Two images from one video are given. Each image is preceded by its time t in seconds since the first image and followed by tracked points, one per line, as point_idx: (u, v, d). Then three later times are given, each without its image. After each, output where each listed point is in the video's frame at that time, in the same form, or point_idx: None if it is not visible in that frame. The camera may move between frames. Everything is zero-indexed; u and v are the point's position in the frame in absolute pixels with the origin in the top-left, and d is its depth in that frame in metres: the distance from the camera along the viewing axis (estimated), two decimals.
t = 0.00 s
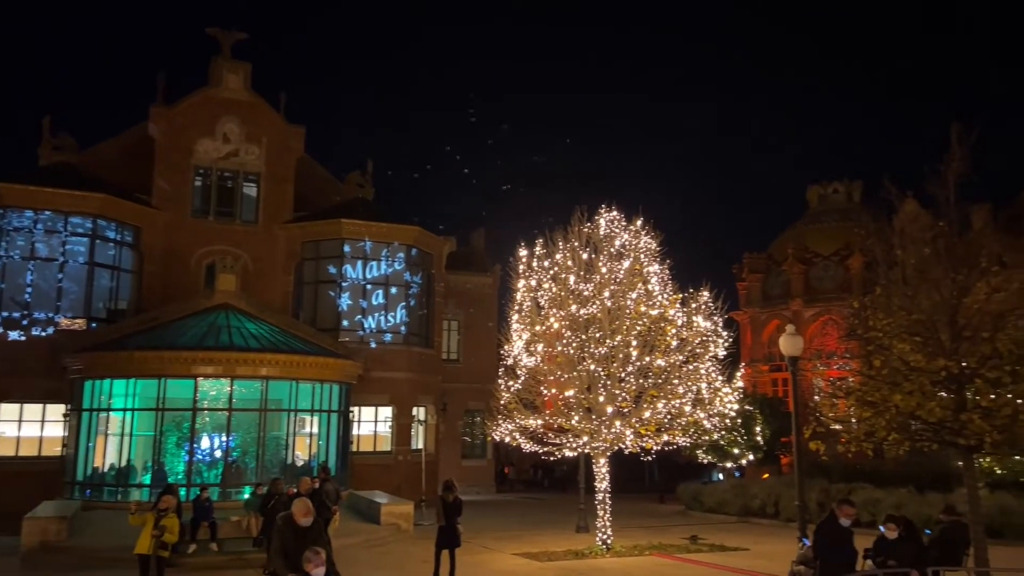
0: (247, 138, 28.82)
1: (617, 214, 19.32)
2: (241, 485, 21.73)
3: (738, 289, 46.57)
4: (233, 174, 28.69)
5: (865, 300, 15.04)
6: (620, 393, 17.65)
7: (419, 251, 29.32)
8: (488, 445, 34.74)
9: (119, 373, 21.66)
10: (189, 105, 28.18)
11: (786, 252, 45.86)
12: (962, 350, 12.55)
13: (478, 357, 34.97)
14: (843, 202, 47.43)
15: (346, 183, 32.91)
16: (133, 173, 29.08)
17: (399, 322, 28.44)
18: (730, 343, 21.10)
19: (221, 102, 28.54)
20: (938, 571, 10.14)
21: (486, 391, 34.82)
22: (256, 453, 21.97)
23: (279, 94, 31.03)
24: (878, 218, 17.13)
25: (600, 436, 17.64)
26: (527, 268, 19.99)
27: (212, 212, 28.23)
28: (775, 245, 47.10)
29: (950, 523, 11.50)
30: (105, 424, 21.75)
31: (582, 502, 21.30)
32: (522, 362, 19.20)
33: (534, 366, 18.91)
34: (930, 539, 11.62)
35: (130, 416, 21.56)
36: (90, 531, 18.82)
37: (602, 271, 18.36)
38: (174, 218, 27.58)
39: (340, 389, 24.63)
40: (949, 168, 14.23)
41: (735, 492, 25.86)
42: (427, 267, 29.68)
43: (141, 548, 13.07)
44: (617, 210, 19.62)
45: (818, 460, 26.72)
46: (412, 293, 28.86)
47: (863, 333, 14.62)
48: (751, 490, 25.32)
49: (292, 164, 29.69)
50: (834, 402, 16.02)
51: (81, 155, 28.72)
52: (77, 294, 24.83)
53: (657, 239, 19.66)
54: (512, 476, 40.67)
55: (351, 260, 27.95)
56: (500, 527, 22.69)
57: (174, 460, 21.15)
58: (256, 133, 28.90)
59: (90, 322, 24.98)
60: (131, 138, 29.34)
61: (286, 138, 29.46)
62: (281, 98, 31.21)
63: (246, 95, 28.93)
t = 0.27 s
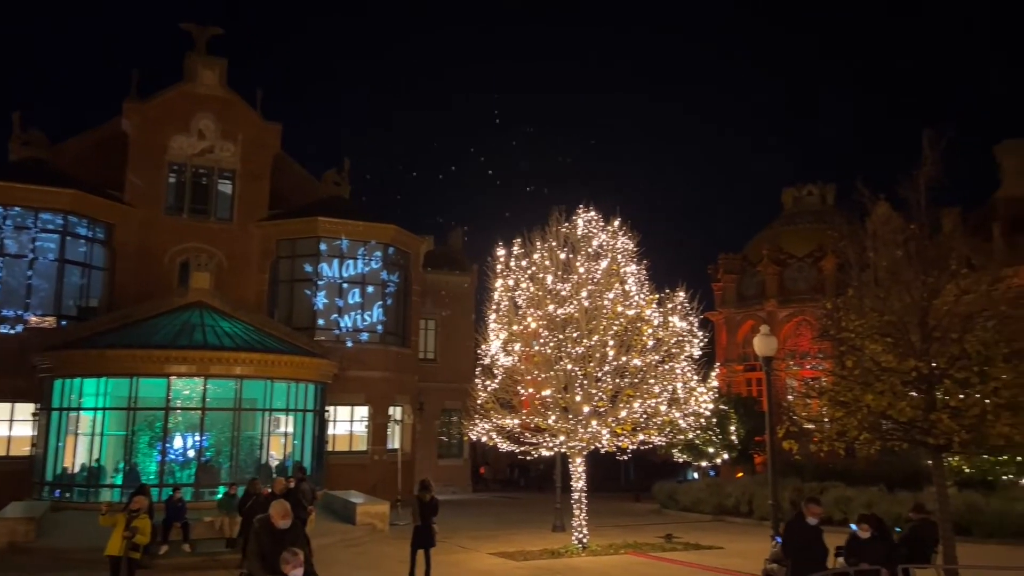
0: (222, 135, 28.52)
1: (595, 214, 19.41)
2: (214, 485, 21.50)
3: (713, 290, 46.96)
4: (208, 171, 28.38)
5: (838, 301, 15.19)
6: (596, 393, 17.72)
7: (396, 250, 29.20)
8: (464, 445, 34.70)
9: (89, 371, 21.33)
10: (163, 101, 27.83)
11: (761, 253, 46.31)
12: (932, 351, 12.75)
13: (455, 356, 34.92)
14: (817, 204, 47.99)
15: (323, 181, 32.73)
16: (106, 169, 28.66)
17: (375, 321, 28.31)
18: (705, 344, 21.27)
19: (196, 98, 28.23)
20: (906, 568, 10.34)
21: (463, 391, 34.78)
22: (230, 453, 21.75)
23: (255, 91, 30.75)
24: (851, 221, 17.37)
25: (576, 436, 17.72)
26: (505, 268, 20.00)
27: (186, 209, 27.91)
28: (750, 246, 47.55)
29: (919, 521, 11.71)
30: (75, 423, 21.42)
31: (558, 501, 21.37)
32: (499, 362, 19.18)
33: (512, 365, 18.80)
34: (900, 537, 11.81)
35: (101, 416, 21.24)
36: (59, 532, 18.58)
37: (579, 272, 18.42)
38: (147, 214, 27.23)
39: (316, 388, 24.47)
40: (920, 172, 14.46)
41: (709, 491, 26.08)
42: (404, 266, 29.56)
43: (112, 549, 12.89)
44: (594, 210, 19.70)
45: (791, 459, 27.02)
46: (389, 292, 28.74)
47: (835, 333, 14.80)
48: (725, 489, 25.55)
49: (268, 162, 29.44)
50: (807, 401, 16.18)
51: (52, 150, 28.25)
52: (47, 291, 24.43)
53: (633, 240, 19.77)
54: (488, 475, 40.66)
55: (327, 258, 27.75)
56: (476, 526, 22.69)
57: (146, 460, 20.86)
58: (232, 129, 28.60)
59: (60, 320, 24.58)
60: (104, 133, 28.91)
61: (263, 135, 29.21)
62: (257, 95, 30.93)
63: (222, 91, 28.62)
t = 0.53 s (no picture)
0: (194, 131, 28.16)
1: (571, 215, 19.47)
2: (185, 485, 21.25)
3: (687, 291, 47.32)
4: (180, 168, 27.99)
5: (809, 303, 15.34)
6: (571, 392, 17.77)
7: (371, 249, 29.02)
8: (439, 445, 34.59)
9: (56, 370, 20.94)
10: (134, 96, 27.42)
11: (734, 254, 46.74)
12: (900, 352, 12.95)
13: (430, 356, 34.81)
14: (789, 206, 48.52)
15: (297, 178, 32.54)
16: (74, 164, 28.16)
17: (349, 321, 28.14)
18: (679, 344, 21.42)
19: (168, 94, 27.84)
20: (873, 565, 10.53)
21: (437, 391, 34.68)
22: (201, 454, 21.48)
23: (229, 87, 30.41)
24: (823, 223, 17.59)
25: (551, 436, 17.78)
26: (480, 267, 19.97)
27: (157, 206, 27.51)
28: (723, 247, 47.97)
29: (887, 519, 11.94)
30: (42, 423, 21.06)
31: (532, 501, 21.37)
32: (474, 361, 19.12)
33: (486, 365, 18.76)
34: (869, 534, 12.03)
35: (68, 416, 20.88)
36: (24, 534, 18.22)
37: (555, 272, 18.45)
38: (117, 211, 26.79)
39: (289, 388, 24.25)
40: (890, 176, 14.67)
41: (682, 490, 26.26)
42: (379, 265, 29.39)
43: (80, 552, 12.69)
44: (570, 211, 19.75)
45: (762, 459, 27.31)
46: (363, 291, 28.55)
47: (806, 334, 14.98)
48: (697, 488, 25.76)
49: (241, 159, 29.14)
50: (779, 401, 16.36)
51: (18, 144, 27.68)
52: (13, 289, 23.93)
53: (609, 240, 19.85)
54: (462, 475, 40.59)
55: (301, 257, 27.50)
56: (450, 527, 22.64)
57: (115, 460, 20.59)
58: (204, 126, 28.25)
59: (26, 318, 24.10)
60: (72, 128, 28.40)
61: (236, 132, 28.88)
62: (230, 91, 30.59)
63: (194, 87, 28.26)
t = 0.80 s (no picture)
0: (164, 127, 27.74)
1: (546, 215, 19.51)
2: (153, 486, 20.98)
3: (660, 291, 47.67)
4: (149, 164, 27.55)
5: (780, 304, 15.45)
6: (545, 392, 17.79)
7: (344, 247, 28.82)
8: (412, 445, 34.43)
9: (20, 370, 20.53)
10: (103, 90, 26.96)
11: (706, 255, 47.19)
12: (868, 353, 13.10)
13: (403, 355, 34.68)
14: (761, 208, 49.06)
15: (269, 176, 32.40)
16: (40, 160, 27.62)
17: (322, 320, 27.93)
18: (652, 344, 21.56)
19: (137, 89, 27.41)
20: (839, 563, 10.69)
21: (411, 390, 34.58)
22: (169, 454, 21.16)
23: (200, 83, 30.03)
24: (793, 226, 17.82)
25: (524, 435, 17.77)
26: (455, 267, 19.94)
27: (125, 203, 27.07)
28: (696, 249, 48.40)
29: (854, 517, 12.11)
30: (6, 423, 20.82)
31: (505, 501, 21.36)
32: (447, 361, 19.05)
33: (461, 366, 18.61)
34: (837, 533, 12.18)
35: (33, 415, 20.62)
36: None
37: (530, 272, 18.46)
38: (84, 207, 26.32)
39: (260, 387, 23.98)
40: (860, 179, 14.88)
41: (654, 489, 26.45)
42: (351, 264, 29.19)
43: (52, 559, 12.30)
44: (545, 211, 19.80)
45: (733, 458, 27.60)
46: (336, 290, 28.35)
47: (776, 334, 15.13)
48: (669, 487, 25.95)
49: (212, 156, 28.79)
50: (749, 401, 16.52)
51: None
52: None
53: (583, 241, 19.92)
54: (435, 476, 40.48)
55: (273, 255, 27.22)
56: (422, 527, 22.56)
57: (81, 461, 20.27)
58: (175, 122, 27.85)
59: None
60: (39, 122, 27.86)
61: (207, 128, 28.56)
62: (202, 87, 30.21)
63: (165, 82, 27.87)
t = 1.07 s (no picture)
0: (129, 122, 27.25)
1: (516, 215, 19.53)
2: (114, 487, 20.61)
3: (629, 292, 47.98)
4: (113, 159, 27.04)
5: (746, 305, 15.64)
6: (514, 392, 17.80)
7: (312, 246, 28.56)
8: (380, 445, 34.23)
9: None
10: (65, 84, 26.40)
11: (675, 257, 47.61)
12: (832, 354, 13.30)
13: (371, 355, 34.48)
14: (728, 211, 49.60)
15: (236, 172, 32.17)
16: None
17: (289, 319, 27.66)
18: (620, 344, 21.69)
19: (101, 83, 26.90)
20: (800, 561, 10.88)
21: (379, 391, 34.40)
22: (131, 455, 20.74)
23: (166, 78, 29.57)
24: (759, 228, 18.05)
25: (493, 436, 17.81)
26: (424, 266, 19.87)
27: (88, 199, 26.52)
28: (665, 250, 48.83)
29: (818, 516, 12.30)
30: None
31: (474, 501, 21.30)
32: (416, 362, 18.96)
33: (429, 366, 18.61)
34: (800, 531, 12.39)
35: None
36: None
37: (500, 272, 18.45)
38: (45, 203, 25.76)
39: (225, 387, 23.67)
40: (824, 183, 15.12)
41: (623, 489, 26.59)
42: (320, 262, 28.93)
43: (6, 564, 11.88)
44: (515, 211, 19.81)
45: (700, 457, 27.88)
46: (303, 289, 28.09)
47: (742, 335, 15.31)
48: (637, 486, 26.12)
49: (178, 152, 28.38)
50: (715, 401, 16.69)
51: None
52: None
53: (553, 241, 19.96)
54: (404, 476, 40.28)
55: (239, 253, 26.89)
56: (390, 527, 22.44)
57: (40, 461, 19.93)
58: (140, 117, 27.38)
59: None
60: None
61: (173, 124, 28.13)
62: (168, 82, 29.74)
63: (130, 76, 27.38)
